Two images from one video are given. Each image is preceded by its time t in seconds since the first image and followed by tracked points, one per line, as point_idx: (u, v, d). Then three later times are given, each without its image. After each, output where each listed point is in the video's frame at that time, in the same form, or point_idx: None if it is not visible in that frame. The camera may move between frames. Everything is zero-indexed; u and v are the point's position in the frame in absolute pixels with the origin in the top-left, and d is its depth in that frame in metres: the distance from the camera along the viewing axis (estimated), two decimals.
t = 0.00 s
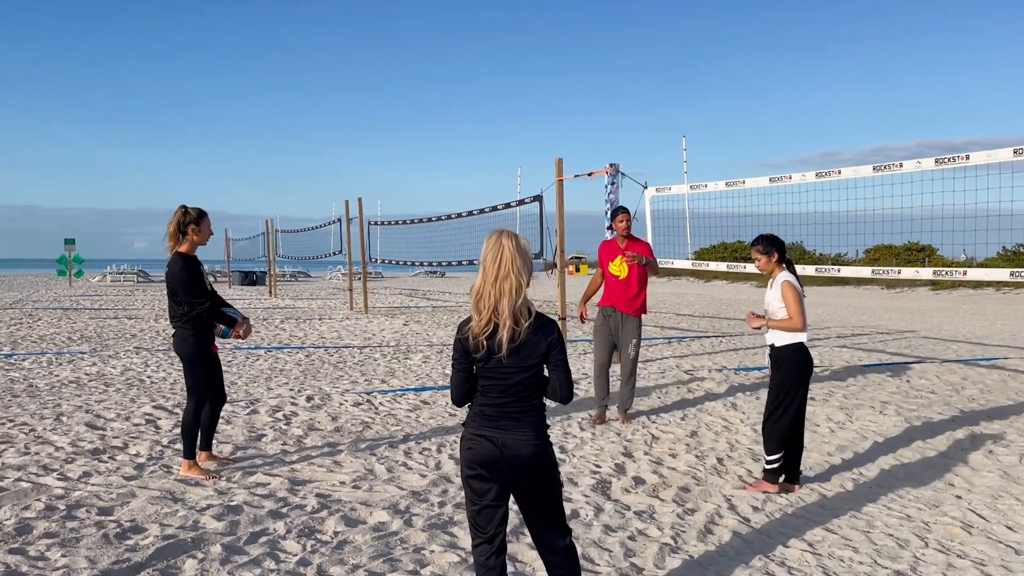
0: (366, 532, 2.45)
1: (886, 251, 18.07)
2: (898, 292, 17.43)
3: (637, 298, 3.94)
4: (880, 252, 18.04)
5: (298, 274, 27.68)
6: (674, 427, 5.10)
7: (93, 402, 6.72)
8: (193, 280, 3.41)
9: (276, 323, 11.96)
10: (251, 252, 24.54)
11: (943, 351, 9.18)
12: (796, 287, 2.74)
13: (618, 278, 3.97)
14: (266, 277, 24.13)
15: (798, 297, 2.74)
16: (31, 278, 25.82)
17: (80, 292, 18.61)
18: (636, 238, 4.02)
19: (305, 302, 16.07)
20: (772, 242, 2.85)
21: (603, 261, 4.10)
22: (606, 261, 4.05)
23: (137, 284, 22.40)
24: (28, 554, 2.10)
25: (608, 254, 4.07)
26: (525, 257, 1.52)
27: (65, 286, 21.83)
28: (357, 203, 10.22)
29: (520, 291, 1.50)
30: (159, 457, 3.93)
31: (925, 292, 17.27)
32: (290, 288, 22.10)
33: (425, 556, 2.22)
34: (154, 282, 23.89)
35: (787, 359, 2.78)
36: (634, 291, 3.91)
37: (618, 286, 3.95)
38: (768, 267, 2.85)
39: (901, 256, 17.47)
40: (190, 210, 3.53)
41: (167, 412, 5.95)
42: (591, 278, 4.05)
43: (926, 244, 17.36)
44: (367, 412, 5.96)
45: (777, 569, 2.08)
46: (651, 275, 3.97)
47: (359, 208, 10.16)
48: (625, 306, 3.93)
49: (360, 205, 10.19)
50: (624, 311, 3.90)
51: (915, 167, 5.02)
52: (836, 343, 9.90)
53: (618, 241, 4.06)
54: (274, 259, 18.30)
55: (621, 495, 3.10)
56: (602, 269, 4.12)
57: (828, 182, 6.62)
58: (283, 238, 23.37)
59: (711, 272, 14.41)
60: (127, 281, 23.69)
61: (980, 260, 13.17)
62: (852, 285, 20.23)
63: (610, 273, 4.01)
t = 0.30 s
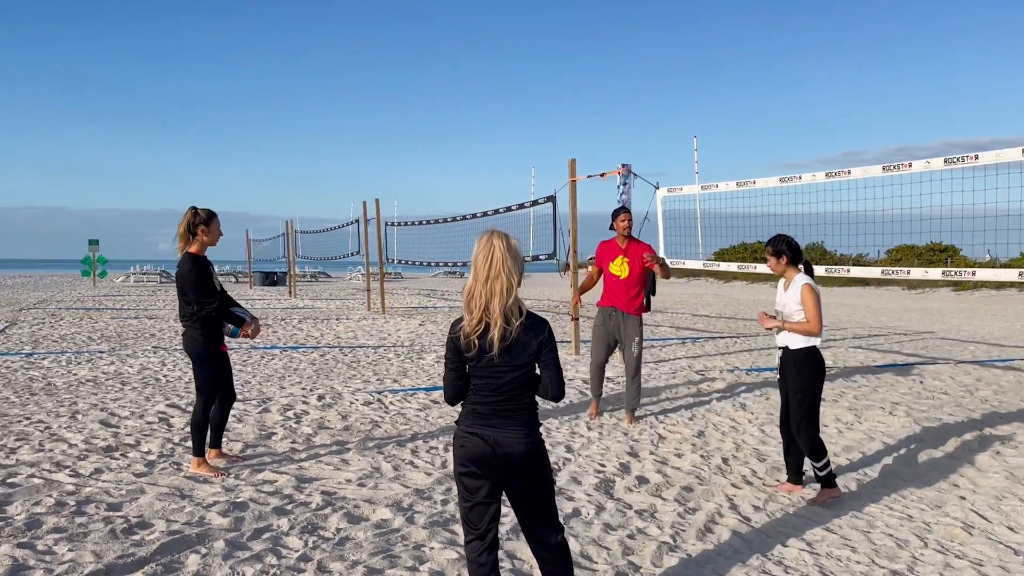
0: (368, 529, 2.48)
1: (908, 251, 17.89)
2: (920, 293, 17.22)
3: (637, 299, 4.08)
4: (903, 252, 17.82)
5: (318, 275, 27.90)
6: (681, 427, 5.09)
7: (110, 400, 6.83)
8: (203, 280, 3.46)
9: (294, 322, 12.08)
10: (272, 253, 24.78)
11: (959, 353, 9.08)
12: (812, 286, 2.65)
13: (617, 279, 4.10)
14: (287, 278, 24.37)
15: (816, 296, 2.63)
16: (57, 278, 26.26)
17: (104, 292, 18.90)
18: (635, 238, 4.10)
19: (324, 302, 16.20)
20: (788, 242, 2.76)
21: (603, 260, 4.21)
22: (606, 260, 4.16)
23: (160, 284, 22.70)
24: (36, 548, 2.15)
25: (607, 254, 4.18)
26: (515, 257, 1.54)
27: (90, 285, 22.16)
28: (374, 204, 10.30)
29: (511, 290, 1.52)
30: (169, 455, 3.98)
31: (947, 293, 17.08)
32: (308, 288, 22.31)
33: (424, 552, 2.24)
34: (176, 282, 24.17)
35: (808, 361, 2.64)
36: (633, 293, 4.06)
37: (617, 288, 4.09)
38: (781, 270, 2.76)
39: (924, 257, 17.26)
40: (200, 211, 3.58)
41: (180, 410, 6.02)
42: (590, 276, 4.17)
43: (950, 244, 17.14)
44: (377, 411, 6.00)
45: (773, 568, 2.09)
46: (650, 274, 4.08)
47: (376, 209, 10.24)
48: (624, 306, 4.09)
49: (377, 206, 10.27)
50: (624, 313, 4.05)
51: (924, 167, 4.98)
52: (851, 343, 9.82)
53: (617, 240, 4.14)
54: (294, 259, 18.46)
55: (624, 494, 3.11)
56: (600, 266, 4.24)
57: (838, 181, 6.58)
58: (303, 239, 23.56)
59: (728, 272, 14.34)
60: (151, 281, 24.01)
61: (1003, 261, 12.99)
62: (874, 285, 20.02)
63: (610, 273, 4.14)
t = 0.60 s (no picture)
0: (368, 530, 2.48)
1: (931, 252, 17.67)
2: (942, 294, 17.00)
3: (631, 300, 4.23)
4: (926, 253, 17.60)
5: (336, 275, 28.09)
6: (689, 430, 5.06)
7: (124, 400, 6.90)
8: (208, 281, 3.49)
9: (310, 323, 12.16)
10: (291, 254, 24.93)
11: (977, 355, 8.95)
12: (832, 290, 2.55)
13: (612, 281, 4.25)
14: (306, 278, 24.56)
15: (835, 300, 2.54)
16: (80, 280, 26.62)
17: (125, 293, 19.13)
18: (628, 241, 4.25)
19: (341, 303, 16.29)
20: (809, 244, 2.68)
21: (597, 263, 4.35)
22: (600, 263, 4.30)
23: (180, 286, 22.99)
24: (38, 548, 2.18)
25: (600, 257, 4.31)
26: (506, 261, 1.54)
27: (112, 286, 22.43)
28: (391, 205, 10.35)
29: (501, 294, 1.52)
30: (177, 455, 4.02)
31: (969, 294, 16.85)
32: (325, 288, 22.48)
33: (422, 554, 2.25)
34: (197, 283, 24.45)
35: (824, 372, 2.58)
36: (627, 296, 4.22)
37: (613, 290, 4.23)
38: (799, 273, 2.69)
39: (947, 257, 17.03)
40: (207, 214, 3.61)
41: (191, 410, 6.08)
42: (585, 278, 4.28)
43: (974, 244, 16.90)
44: (385, 413, 6.01)
45: (771, 572, 2.08)
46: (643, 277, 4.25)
47: (393, 210, 10.29)
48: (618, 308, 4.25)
49: (394, 207, 10.32)
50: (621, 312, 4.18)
51: (935, 167, 4.93)
52: (867, 345, 9.71)
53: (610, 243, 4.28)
54: (312, 260, 18.59)
55: (626, 496, 3.10)
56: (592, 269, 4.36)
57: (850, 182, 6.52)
58: (321, 241, 23.69)
59: (745, 273, 14.24)
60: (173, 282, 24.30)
61: None
62: (895, 286, 19.80)
63: (604, 275, 4.28)
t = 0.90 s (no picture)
0: (363, 531, 2.47)
1: (953, 253, 17.45)
2: (964, 296, 16.78)
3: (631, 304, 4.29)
4: (949, 254, 17.39)
5: (354, 276, 28.20)
6: (695, 432, 5.01)
7: (134, 400, 6.94)
8: (209, 281, 3.50)
9: (326, 324, 12.21)
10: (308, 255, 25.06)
11: (994, 357, 8.81)
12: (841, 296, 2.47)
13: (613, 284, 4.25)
14: (323, 279, 24.67)
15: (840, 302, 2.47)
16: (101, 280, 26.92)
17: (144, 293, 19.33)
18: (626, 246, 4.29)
19: (358, 304, 16.35)
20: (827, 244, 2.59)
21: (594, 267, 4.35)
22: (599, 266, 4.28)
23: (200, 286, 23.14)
24: (33, 547, 2.18)
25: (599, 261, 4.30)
26: (492, 261, 1.53)
27: (133, 286, 22.67)
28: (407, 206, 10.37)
29: (487, 294, 1.50)
30: (180, 455, 4.02)
31: (991, 295, 16.59)
32: (343, 289, 22.59)
33: (416, 556, 2.23)
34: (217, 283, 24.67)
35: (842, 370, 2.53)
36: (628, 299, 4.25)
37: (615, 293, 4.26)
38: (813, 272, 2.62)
39: (970, 258, 16.81)
40: (208, 214, 3.63)
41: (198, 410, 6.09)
42: (588, 281, 4.23)
43: (996, 245, 16.67)
44: (391, 413, 6.00)
45: None
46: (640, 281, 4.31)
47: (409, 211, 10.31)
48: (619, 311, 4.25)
49: (411, 208, 10.35)
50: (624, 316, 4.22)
51: (945, 166, 4.86)
52: (882, 347, 9.60)
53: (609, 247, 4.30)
54: (330, 260, 18.68)
55: (627, 499, 3.06)
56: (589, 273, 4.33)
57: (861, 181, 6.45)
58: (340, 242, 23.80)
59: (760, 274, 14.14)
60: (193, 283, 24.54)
61: None
62: (916, 288, 19.58)
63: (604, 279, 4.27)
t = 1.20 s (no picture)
0: (354, 534, 2.45)
1: (974, 253, 17.21)
2: (985, 297, 16.55)
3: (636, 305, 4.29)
4: (971, 255, 17.15)
5: (372, 277, 28.31)
6: (697, 434, 4.96)
7: (141, 400, 6.97)
8: (206, 282, 3.50)
9: (339, 324, 12.23)
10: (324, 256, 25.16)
11: (1010, 359, 8.67)
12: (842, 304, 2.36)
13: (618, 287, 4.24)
14: (338, 280, 24.77)
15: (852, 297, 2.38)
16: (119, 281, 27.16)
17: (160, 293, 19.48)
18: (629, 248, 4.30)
19: (371, 304, 16.37)
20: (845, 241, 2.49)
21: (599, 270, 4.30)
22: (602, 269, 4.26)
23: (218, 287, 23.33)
24: (22, 549, 2.17)
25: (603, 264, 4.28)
26: (473, 262, 1.51)
27: (151, 287, 22.88)
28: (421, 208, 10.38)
29: (466, 297, 1.48)
30: (179, 456, 4.02)
31: (1013, 297, 16.35)
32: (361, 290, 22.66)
33: (405, 560, 2.20)
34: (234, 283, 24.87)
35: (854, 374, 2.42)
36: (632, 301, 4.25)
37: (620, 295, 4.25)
38: (826, 271, 2.51)
39: (992, 259, 16.56)
40: (204, 215, 3.63)
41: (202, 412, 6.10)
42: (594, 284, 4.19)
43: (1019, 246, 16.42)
44: (395, 415, 5.98)
45: None
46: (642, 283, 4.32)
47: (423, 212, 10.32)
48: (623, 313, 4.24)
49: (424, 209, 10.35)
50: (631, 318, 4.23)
51: (952, 165, 4.79)
52: (896, 349, 9.48)
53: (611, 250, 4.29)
54: (348, 262, 18.72)
55: (624, 502, 3.03)
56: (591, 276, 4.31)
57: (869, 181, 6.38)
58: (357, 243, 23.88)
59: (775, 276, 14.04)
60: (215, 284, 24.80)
61: None
62: (936, 289, 19.34)
63: (608, 282, 4.25)
